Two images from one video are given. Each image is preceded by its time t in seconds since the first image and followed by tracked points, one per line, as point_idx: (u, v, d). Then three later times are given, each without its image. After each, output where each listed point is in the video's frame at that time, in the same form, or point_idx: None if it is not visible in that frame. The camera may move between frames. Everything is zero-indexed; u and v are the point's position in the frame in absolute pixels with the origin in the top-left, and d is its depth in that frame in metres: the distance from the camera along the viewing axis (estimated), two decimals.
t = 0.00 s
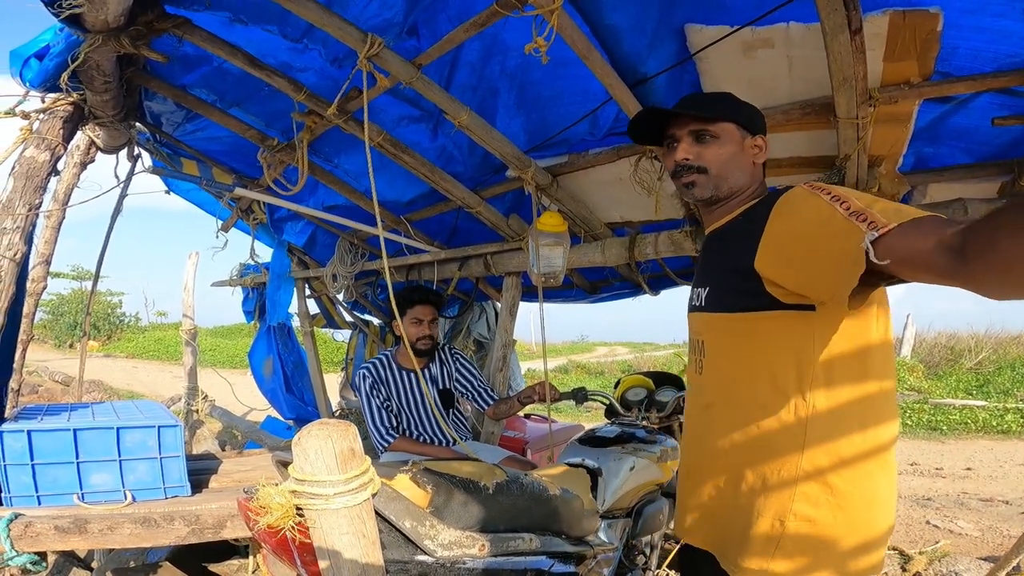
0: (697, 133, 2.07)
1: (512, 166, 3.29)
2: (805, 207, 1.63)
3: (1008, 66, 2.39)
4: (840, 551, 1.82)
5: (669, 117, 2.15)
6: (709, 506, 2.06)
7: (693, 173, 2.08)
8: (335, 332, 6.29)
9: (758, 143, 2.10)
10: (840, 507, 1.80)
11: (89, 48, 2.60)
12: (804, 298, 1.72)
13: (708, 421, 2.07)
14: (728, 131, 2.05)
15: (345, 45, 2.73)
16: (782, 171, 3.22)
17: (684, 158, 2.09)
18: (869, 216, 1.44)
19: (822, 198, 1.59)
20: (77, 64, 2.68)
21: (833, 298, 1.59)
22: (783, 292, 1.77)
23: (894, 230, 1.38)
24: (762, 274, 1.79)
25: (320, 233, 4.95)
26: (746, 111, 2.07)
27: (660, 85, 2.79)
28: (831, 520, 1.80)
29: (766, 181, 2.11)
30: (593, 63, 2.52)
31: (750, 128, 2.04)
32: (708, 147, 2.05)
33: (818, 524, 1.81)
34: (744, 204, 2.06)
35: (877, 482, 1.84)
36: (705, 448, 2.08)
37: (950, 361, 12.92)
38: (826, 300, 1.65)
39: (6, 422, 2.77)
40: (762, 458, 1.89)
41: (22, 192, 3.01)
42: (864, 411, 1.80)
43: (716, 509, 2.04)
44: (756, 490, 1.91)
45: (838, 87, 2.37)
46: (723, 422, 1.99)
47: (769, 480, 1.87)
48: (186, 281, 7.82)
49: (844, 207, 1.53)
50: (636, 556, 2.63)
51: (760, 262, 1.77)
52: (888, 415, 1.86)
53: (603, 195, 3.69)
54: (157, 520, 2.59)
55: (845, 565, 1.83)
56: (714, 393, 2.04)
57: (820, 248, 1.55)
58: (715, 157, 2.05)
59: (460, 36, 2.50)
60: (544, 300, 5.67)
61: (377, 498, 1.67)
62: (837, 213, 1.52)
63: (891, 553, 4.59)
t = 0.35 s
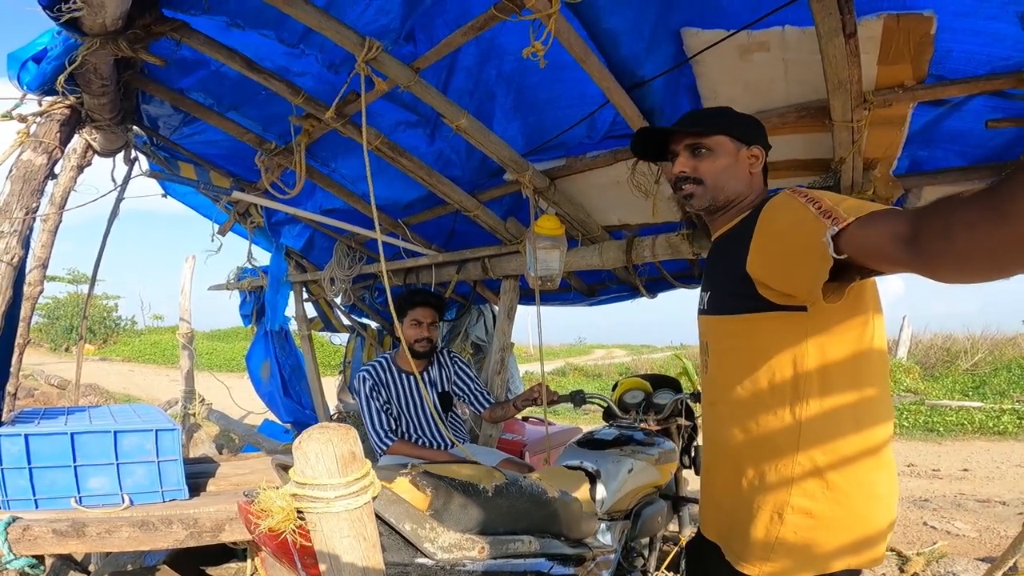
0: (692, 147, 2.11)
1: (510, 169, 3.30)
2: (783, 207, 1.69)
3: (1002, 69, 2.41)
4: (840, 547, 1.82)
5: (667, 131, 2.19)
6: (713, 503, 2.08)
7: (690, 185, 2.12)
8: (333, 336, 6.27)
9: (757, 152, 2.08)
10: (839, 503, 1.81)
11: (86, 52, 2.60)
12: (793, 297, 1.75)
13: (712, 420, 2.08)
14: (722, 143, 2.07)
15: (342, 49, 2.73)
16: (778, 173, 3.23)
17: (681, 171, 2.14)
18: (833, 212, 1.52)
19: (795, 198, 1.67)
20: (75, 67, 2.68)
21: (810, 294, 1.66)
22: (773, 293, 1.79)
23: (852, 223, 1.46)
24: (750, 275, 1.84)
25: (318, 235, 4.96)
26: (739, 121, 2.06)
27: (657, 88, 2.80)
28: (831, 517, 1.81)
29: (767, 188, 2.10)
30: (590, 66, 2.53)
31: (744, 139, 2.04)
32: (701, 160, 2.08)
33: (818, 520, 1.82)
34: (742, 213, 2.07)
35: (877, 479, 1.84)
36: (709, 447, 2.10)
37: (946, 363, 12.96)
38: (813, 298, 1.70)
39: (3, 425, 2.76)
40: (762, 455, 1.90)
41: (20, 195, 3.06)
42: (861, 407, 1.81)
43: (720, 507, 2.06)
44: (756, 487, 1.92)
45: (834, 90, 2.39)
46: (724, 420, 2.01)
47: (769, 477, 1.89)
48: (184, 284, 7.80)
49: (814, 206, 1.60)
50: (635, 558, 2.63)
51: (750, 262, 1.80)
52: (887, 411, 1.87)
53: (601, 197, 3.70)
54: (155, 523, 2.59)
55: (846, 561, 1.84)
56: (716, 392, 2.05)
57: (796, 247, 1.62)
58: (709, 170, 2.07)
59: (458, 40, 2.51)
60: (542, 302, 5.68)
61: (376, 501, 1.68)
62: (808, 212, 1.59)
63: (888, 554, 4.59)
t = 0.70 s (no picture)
0: (681, 137, 2.11)
1: (507, 161, 3.28)
2: (775, 199, 1.70)
3: (1001, 65, 2.40)
4: (841, 541, 1.82)
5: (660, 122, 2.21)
6: (715, 497, 2.09)
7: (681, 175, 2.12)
8: (329, 327, 6.26)
9: (749, 142, 2.07)
10: (840, 497, 1.81)
11: (82, 42, 2.59)
12: (788, 290, 1.77)
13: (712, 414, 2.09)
14: (712, 133, 2.06)
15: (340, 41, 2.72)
16: (775, 167, 3.23)
17: (671, 161, 2.14)
18: (829, 205, 1.53)
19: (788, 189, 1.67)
20: (70, 58, 2.66)
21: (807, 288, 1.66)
22: (767, 286, 1.81)
23: (851, 216, 1.47)
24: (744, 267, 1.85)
25: (314, 227, 4.94)
26: (733, 113, 2.06)
27: (655, 81, 2.79)
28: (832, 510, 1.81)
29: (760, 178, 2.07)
30: (589, 59, 2.51)
31: (734, 129, 2.03)
32: (691, 150, 2.08)
33: (820, 514, 1.81)
34: (732, 202, 2.05)
35: (879, 471, 1.84)
36: (710, 441, 2.10)
37: (940, 359, 13.01)
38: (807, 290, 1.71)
39: None
40: (761, 448, 1.91)
41: (14, 185, 3.03)
42: (861, 400, 1.81)
43: (721, 500, 2.06)
44: (757, 480, 1.92)
45: (832, 85, 2.38)
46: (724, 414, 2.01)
47: (770, 470, 1.89)
48: (179, 275, 7.77)
49: (807, 198, 1.61)
50: (629, 551, 2.64)
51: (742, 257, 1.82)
52: (887, 403, 1.86)
53: (598, 190, 3.69)
54: (149, 515, 2.59)
55: (848, 556, 1.83)
56: (716, 387, 2.06)
57: (788, 238, 1.62)
58: (699, 159, 2.07)
59: (456, 31, 2.49)
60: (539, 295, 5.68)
61: (370, 492, 1.68)
62: (801, 205, 1.60)
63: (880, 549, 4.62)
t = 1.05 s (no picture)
0: (694, 126, 2.10)
1: (511, 159, 3.28)
2: (813, 195, 1.62)
3: (1008, 62, 2.38)
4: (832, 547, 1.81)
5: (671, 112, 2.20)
6: (710, 495, 2.08)
7: (695, 165, 2.11)
8: (336, 326, 6.27)
9: (763, 129, 2.07)
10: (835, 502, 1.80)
11: (90, 43, 2.61)
12: (809, 287, 1.74)
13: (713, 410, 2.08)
14: (726, 121, 2.05)
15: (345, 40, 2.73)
16: (781, 165, 3.22)
17: (684, 151, 2.13)
18: (874, 205, 1.45)
19: (829, 185, 1.59)
20: (78, 59, 2.68)
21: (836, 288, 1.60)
22: (789, 282, 1.78)
23: (896, 218, 1.38)
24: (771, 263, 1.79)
25: (321, 226, 4.96)
26: (747, 101, 2.06)
27: (659, 79, 2.79)
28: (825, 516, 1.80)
29: (775, 167, 2.08)
30: (592, 58, 2.51)
31: (748, 116, 2.03)
32: (705, 139, 2.07)
33: (812, 518, 1.81)
34: (749, 190, 2.04)
35: (876, 479, 1.82)
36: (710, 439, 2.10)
37: (950, 358, 12.92)
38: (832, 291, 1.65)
39: (8, 415, 2.78)
40: (760, 448, 1.90)
41: (24, 185, 3.06)
42: (866, 405, 1.79)
43: (715, 499, 2.06)
44: (752, 481, 1.91)
45: (838, 83, 2.37)
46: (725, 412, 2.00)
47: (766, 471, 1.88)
48: (188, 275, 7.83)
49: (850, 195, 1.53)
50: (634, 550, 2.64)
51: (769, 251, 1.77)
52: (892, 410, 1.84)
53: (603, 189, 3.69)
54: (158, 513, 2.61)
55: (837, 562, 1.83)
56: (719, 383, 2.05)
57: (827, 235, 1.55)
58: (712, 148, 2.06)
59: (460, 31, 2.50)
60: (544, 294, 5.68)
61: (375, 489, 1.66)
62: (844, 201, 1.52)
63: (888, 549, 4.60)
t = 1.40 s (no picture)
0: (697, 131, 2.08)
1: (508, 165, 3.30)
2: (789, 186, 1.64)
3: (1000, 64, 2.40)
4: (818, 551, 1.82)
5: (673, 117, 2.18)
6: (700, 499, 2.08)
7: (695, 170, 2.09)
8: (335, 333, 6.26)
9: (764, 139, 2.07)
10: (822, 503, 1.80)
11: (86, 50, 2.62)
12: (794, 279, 1.75)
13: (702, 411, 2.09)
14: (729, 128, 2.05)
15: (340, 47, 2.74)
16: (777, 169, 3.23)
17: (685, 156, 2.11)
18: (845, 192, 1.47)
19: (804, 177, 1.62)
20: (75, 66, 2.69)
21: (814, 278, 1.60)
22: (774, 275, 1.78)
23: (864, 203, 1.40)
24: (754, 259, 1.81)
25: (319, 233, 4.97)
26: (750, 109, 2.06)
27: (654, 84, 2.80)
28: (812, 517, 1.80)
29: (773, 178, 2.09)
30: (587, 64, 2.53)
31: (751, 125, 2.03)
32: (707, 144, 2.06)
33: (798, 520, 1.81)
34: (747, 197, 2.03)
35: (865, 483, 1.82)
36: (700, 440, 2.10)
37: (949, 360, 12.93)
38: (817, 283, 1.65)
39: (7, 422, 2.79)
40: (748, 448, 1.91)
41: (22, 193, 3.06)
42: (854, 408, 1.80)
43: (705, 503, 2.05)
44: (742, 484, 1.91)
45: (831, 86, 2.38)
46: (714, 411, 2.01)
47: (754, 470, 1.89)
48: (187, 281, 7.82)
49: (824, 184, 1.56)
50: (634, 555, 2.65)
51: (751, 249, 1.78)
52: (882, 413, 1.85)
53: (600, 194, 3.70)
54: (157, 519, 2.61)
55: (825, 566, 1.82)
56: (709, 384, 2.06)
57: (802, 225, 1.56)
58: (714, 154, 2.05)
59: (455, 37, 2.51)
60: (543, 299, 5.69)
61: (371, 494, 1.69)
62: (817, 191, 1.54)
63: (889, 551, 4.60)
